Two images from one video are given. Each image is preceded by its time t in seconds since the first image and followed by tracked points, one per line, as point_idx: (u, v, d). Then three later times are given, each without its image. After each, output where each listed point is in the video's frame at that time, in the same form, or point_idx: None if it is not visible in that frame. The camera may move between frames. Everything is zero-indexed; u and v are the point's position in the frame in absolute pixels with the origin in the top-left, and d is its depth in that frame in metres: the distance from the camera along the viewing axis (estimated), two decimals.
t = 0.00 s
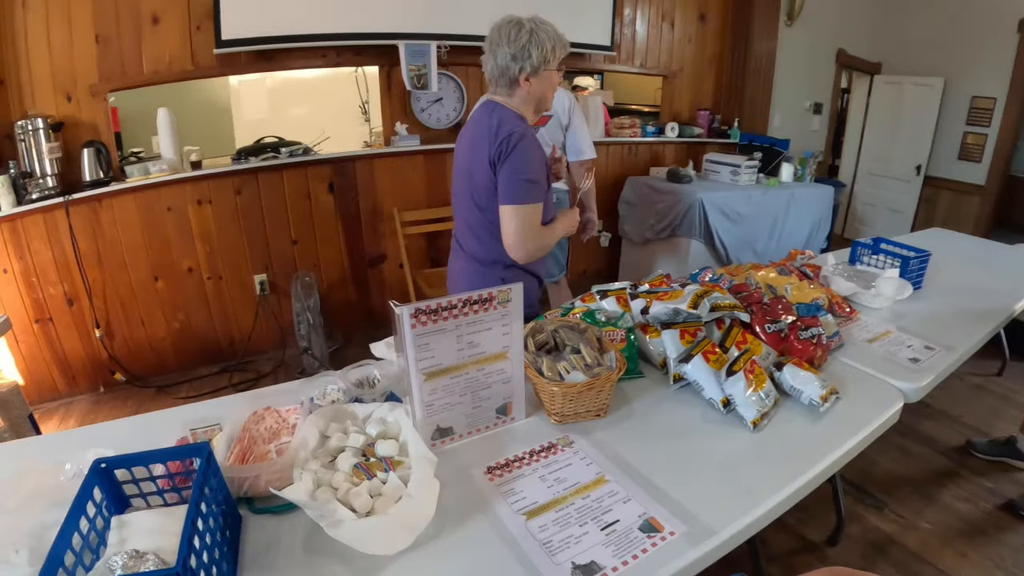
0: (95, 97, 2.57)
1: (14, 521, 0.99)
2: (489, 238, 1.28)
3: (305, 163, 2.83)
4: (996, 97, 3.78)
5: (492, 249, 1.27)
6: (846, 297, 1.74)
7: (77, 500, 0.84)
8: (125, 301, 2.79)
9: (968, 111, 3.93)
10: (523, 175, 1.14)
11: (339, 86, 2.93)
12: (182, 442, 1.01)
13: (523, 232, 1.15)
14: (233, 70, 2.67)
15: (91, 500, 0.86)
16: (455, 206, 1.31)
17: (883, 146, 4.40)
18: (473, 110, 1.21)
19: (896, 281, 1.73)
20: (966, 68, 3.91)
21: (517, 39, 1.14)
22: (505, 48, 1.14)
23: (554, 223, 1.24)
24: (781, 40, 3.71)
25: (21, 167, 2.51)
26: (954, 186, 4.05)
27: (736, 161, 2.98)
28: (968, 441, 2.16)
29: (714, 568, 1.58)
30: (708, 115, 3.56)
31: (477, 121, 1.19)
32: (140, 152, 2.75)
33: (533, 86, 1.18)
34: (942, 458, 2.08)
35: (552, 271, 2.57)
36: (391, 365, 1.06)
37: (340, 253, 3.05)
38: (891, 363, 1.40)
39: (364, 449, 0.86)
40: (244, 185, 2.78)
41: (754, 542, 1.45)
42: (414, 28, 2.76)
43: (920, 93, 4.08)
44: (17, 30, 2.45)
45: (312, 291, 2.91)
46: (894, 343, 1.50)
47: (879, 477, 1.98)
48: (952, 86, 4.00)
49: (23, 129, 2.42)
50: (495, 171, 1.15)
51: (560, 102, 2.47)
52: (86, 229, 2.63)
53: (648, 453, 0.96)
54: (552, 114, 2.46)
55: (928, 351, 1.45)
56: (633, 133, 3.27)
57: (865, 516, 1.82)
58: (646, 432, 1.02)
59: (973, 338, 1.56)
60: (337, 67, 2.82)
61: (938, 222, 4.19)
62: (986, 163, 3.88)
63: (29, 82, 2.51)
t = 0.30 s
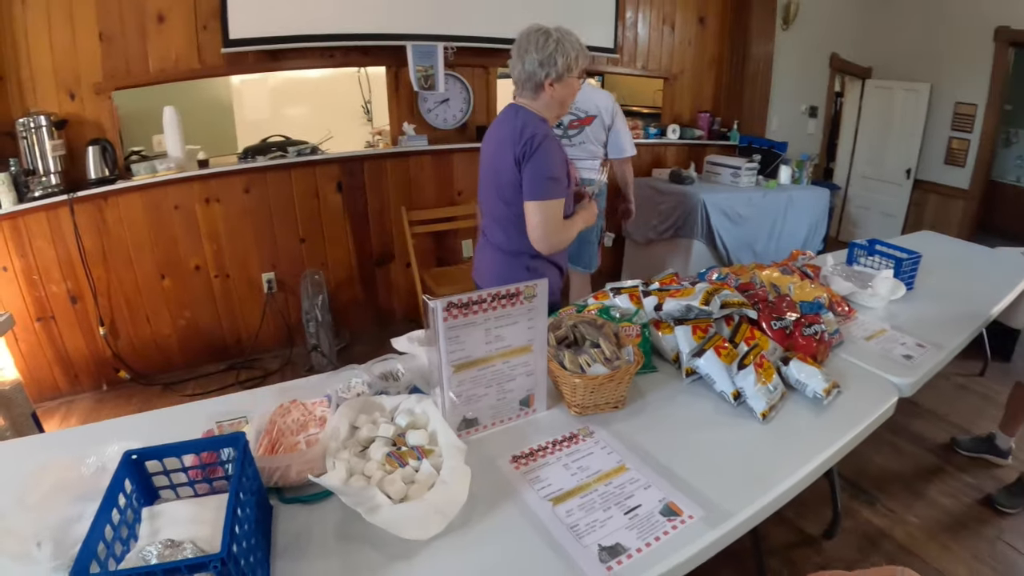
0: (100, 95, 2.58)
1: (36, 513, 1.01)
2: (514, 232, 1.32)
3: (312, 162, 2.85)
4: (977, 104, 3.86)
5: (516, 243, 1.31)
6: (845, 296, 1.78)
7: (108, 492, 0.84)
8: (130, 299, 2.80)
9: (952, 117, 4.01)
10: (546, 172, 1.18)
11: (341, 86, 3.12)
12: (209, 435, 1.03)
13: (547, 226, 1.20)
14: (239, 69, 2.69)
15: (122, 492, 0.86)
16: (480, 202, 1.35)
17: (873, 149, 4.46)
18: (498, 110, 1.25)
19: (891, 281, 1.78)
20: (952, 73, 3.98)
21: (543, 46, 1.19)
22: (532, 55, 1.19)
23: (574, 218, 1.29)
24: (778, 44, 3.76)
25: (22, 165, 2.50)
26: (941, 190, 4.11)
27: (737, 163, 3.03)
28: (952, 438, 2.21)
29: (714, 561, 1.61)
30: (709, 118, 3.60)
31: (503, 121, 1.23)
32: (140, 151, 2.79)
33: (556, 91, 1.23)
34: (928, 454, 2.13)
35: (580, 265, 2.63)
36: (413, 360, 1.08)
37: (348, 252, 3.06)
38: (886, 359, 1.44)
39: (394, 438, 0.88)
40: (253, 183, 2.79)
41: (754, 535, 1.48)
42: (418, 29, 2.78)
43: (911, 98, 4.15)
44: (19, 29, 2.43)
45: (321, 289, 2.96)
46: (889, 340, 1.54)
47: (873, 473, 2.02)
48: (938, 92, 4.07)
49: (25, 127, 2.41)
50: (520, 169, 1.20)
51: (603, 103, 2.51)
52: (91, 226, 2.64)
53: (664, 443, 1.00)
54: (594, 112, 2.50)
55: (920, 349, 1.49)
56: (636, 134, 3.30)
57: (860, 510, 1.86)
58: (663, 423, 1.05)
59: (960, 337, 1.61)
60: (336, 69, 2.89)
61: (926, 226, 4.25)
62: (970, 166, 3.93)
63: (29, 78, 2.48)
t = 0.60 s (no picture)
0: (121, 85, 2.62)
1: (78, 484, 1.00)
2: (552, 213, 1.49)
3: (335, 154, 2.88)
4: (990, 101, 3.84)
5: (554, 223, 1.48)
6: (862, 289, 1.79)
7: (155, 464, 0.83)
8: (151, 285, 2.84)
9: (965, 114, 3.99)
10: (586, 157, 1.36)
11: (356, 79, 3.01)
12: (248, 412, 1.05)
13: (588, 204, 1.38)
14: (261, 61, 2.73)
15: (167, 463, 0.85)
16: (518, 188, 1.51)
17: (886, 147, 4.46)
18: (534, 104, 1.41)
19: (907, 273, 1.80)
20: (965, 71, 3.96)
21: (578, 45, 1.33)
22: (568, 51, 1.34)
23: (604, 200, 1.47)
24: (793, 41, 3.77)
25: (43, 153, 2.54)
26: (954, 187, 4.11)
27: (753, 160, 3.04)
28: (963, 432, 2.22)
29: (730, 547, 1.63)
30: (725, 114, 3.61)
31: (541, 113, 1.40)
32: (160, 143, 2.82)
33: (588, 85, 1.39)
34: (939, 448, 2.14)
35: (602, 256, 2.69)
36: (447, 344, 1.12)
37: (369, 244, 3.09)
38: (901, 348, 1.46)
39: (434, 415, 0.91)
40: (275, 174, 2.83)
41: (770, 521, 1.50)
42: (438, 24, 2.82)
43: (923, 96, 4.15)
44: (41, 19, 2.47)
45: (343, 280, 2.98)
46: (905, 331, 1.56)
47: (885, 465, 2.04)
48: (952, 89, 4.05)
49: (47, 115, 2.45)
50: (562, 155, 1.37)
51: (638, 99, 2.55)
52: (113, 214, 2.68)
53: (693, 423, 1.02)
54: (629, 107, 2.54)
55: (935, 339, 1.51)
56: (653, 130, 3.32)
57: (872, 501, 1.88)
58: (692, 405, 1.08)
59: (973, 329, 1.62)
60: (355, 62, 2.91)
61: (939, 223, 4.25)
62: (983, 164, 3.93)
63: (50, 67, 2.52)
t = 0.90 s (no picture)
0: (157, 80, 2.69)
1: (129, 466, 1.03)
2: (596, 206, 1.63)
3: (366, 151, 2.93)
4: (1019, 105, 3.75)
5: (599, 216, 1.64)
6: (889, 291, 1.79)
7: (209, 449, 0.83)
8: (182, 276, 2.91)
9: (994, 118, 3.90)
10: (630, 155, 1.51)
11: (382, 78, 3.07)
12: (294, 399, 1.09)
13: (634, 199, 1.54)
14: (294, 59, 2.79)
15: (221, 447, 0.85)
16: (562, 184, 1.65)
17: (913, 150, 4.40)
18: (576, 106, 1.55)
19: (936, 276, 1.78)
20: (994, 73, 3.89)
21: (611, 49, 1.49)
22: (606, 54, 1.50)
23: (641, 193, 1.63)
24: (820, 42, 3.75)
25: (80, 146, 2.64)
26: (980, 192, 4.02)
27: (779, 161, 3.05)
28: (988, 438, 2.20)
29: (753, 543, 1.64)
30: (752, 115, 3.61)
31: (585, 114, 1.54)
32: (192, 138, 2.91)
33: (622, 83, 1.55)
34: (963, 453, 2.13)
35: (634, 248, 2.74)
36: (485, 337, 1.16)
37: (397, 241, 3.14)
38: (929, 350, 1.46)
39: (477, 404, 0.93)
40: (307, 169, 2.88)
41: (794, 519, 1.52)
42: (468, 24, 2.85)
43: (952, 98, 4.09)
44: (80, 19, 2.56)
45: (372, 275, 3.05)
46: (933, 335, 1.55)
47: (909, 469, 2.04)
48: (981, 92, 3.97)
49: (84, 109, 2.55)
50: (609, 151, 1.52)
51: (665, 99, 2.57)
52: (147, 206, 2.75)
53: (727, 418, 1.04)
54: (657, 106, 2.56)
55: (964, 343, 1.50)
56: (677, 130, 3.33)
57: (896, 504, 1.88)
58: (726, 400, 1.10)
59: (1003, 335, 1.61)
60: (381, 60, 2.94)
61: (965, 228, 4.16)
62: (1012, 169, 3.82)
63: (88, 64, 2.61)
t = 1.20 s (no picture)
0: (192, 77, 2.74)
1: (175, 455, 1.06)
2: (648, 201, 1.84)
3: (396, 148, 2.96)
4: None
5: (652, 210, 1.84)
6: (923, 295, 1.77)
7: (258, 439, 0.85)
8: (214, 270, 2.97)
9: None
10: (683, 153, 1.73)
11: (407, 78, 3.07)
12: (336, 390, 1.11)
13: (687, 191, 1.75)
14: (325, 56, 2.82)
15: (268, 437, 0.87)
16: (616, 182, 1.85)
17: (947, 152, 4.32)
18: (630, 110, 1.75)
19: (972, 280, 1.74)
20: None
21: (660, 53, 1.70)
22: (658, 57, 1.70)
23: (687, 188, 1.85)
24: (853, 42, 3.70)
25: (116, 141, 2.71)
26: (1016, 196, 3.92)
27: (809, 163, 3.03)
28: None
29: (782, 546, 1.64)
30: (781, 115, 3.58)
31: (640, 117, 1.74)
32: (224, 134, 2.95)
33: (669, 84, 1.76)
34: (996, 461, 2.10)
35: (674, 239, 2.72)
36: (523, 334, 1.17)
37: (425, 238, 3.16)
38: (966, 355, 1.43)
39: (518, 399, 0.94)
40: (337, 166, 2.92)
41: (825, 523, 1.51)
42: (499, 23, 2.87)
43: (988, 100, 4.00)
44: (118, 18, 2.63)
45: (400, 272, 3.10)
46: (970, 339, 1.52)
47: (940, 476, 2.01)
48: (1018, 93, 3.87)
49: (122, 104, 2.61)
50: (665, 150, 1.73)
51: (701, 98, 2.59)
52: (181, 200, 2.81)
53: (764, 418, 1.04)
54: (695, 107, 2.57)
55: (1001, 348, 1.48)
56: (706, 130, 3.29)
57: (927, 510, 1.85)
58: (763, 401, 1.10)
59: None
60: (410, 58, 2.97)
61: (1000, 233, 4.06)
62: None
63: (126, 62, 2.68)
